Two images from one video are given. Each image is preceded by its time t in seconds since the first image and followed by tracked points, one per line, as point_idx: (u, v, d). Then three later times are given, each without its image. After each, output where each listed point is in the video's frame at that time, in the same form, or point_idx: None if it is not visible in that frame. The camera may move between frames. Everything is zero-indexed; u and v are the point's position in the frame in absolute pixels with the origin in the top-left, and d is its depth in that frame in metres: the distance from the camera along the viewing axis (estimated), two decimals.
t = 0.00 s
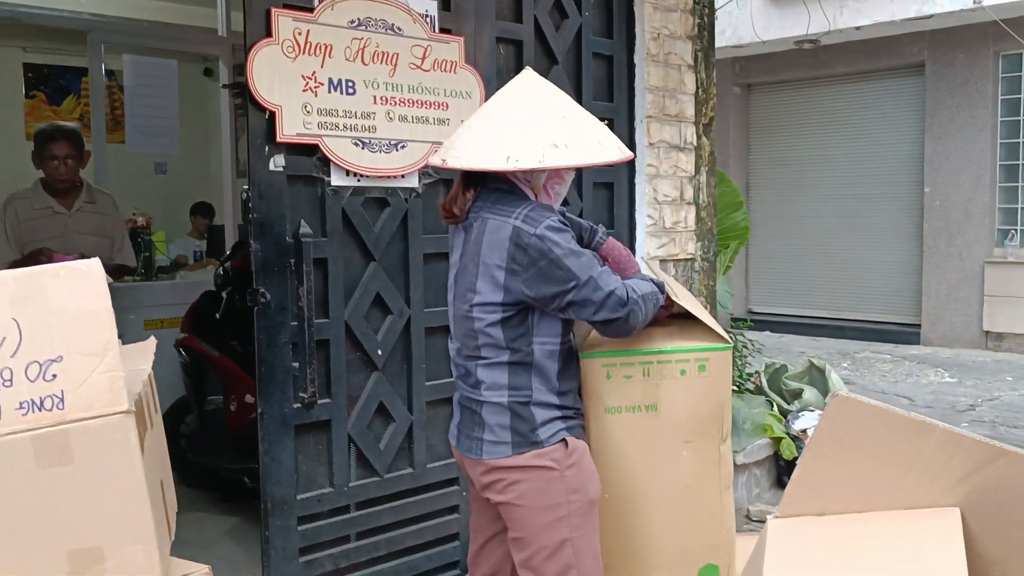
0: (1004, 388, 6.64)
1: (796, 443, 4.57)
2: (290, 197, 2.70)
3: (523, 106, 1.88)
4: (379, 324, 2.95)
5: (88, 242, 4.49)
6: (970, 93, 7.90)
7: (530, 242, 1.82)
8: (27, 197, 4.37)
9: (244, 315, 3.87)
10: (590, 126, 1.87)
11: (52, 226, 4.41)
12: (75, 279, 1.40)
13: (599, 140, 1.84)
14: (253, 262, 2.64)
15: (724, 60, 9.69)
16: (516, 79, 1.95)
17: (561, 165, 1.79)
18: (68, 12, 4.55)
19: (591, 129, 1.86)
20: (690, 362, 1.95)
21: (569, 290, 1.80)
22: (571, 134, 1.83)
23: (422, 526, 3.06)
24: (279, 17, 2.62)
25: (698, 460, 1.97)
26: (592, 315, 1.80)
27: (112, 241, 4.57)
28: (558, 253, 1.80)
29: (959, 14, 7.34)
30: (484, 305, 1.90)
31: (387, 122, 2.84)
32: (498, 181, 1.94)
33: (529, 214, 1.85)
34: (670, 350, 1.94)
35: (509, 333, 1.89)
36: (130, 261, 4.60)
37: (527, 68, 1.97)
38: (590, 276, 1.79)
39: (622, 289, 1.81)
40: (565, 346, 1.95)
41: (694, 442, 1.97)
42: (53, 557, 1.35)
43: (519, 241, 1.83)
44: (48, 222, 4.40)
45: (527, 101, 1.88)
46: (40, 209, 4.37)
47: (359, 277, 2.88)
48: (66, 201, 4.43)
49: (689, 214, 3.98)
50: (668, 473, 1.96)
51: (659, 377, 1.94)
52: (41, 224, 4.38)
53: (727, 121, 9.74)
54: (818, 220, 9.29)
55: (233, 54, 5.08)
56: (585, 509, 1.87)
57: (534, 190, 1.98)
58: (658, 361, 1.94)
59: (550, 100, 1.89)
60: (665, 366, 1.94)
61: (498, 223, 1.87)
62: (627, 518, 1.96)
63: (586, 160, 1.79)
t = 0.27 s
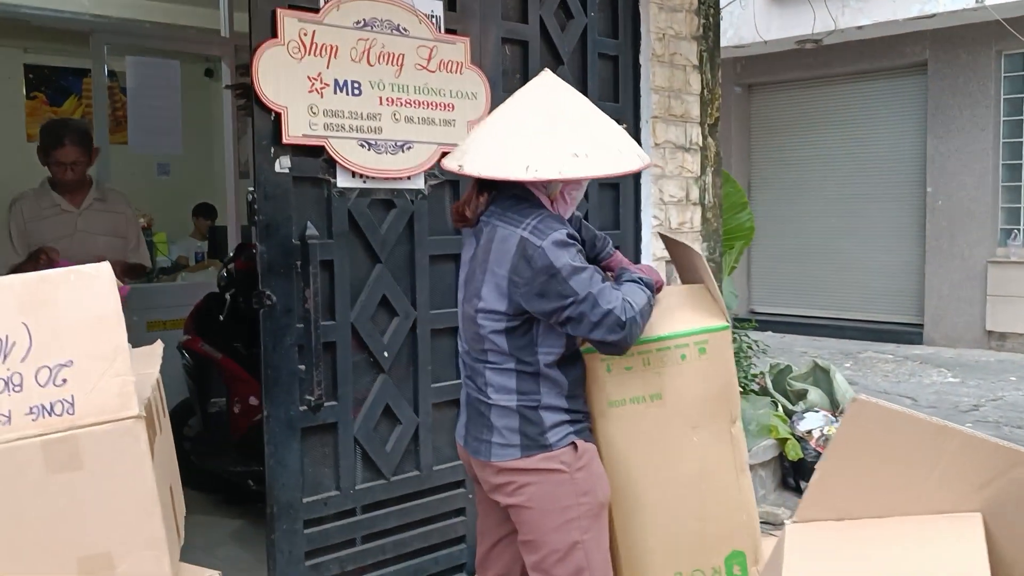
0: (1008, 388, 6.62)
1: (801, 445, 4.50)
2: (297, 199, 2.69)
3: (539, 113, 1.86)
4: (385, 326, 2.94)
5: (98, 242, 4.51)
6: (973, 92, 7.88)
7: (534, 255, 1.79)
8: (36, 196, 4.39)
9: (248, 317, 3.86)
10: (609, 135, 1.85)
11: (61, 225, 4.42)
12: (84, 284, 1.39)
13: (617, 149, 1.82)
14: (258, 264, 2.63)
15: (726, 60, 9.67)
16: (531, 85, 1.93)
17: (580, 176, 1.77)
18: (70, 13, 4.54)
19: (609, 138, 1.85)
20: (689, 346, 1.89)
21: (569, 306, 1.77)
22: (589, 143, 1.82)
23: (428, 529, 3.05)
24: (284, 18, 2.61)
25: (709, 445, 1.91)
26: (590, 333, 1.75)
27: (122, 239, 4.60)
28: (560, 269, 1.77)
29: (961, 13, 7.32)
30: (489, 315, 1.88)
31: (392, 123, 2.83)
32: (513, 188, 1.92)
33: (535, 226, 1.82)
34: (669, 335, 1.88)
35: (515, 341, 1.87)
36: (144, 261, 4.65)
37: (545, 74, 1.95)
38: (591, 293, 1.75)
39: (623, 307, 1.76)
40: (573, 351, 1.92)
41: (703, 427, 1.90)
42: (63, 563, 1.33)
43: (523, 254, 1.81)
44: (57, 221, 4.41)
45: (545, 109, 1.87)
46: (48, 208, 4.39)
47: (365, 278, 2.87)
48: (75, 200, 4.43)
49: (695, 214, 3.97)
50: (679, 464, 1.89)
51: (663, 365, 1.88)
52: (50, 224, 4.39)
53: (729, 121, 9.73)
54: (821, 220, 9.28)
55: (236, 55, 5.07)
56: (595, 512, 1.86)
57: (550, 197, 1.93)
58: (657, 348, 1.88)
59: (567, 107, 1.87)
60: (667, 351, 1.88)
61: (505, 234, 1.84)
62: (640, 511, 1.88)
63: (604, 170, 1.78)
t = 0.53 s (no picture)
0: (1007, 396, 6.61)
1: (803, 452, 4.50)
2: (300, 206, 2.68)
3: (552, 122, 1.85)
4: (387, 334, 2.93)
5: (89, 247, 4.19)
6: (972, 100, 7.89)
7: (538, 259, 1.79)
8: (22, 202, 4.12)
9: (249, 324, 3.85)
10: (623, 147, 1.84)
11: (49, 231, 4.13)
12: (89, 294, 1.37)
13: (630, 161, 1.82)
14: (261, 272, 2.61)
15: (726, 66, 9.69)
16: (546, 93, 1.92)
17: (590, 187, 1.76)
18: (71, 18, 4.53)
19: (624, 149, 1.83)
20: (713, 370, 1.78)
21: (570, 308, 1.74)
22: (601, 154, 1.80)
23: (430, 538, 3.03)
24: (288, 24, 2.60)
25: (721, 477, 1.80)
26: (586, 335, 1.71)
27: (116, 244, 4.25)
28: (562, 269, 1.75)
29: (960, 20, 7.33)
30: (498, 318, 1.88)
31: (396, 130, 2.82)
32: (523, 195, 1.91)
33: (545, 230, 1.82)
34: (693, 355, 1.79)
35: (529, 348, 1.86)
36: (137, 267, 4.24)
37: (563, 81, 1.95)
38: (590, 295, 1.71)
39: (625, 309, 1.70)
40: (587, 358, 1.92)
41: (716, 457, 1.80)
42: None
43: (530, 257, 1.81)
44: (45, 226, 4.12)
45: (560, 117, 1.86)
46: (32, 210, 4.11)
47: (367, 286, 2.86)
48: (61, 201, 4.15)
49: (697, 222, 3.97)
50: (686, 489, 1.81)
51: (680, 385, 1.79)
52: (38, 229, 4.11)
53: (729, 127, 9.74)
54: (820, 226, 9.28)
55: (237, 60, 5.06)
56: (605, 522, 1.83)
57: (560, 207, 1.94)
58: (678, 367, 1.80)
59: (581, 117, 1.86)
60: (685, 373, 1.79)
61: (517, 237, 1.85)
62: (636, 529, 1.85)
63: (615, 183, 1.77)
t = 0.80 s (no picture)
0: (1005, 403, 6.59)
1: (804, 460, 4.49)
2: (301, 210, 2.66)
3: (551, 122, 1.85)
4: (389, 340, 2.91)
5: (82, 249, 4.16)
6: (969, 107, 7.90)
7: (515, 257, 1.78)
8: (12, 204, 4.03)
9: (249, 329, 3.83)
10: (625, 149, 1.83)
11: (42, 235, 4.06)
12: (92, 298, 1.35)
13: (628, 162, 1.80)
14: (262, 276, 2.59)
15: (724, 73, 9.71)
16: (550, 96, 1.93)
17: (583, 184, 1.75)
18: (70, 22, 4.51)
19: (623, 152, 1.82)
20: (740, 418, 1.69)
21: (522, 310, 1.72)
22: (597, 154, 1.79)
23: (431, 546, 3.00)
24: (290, 28, 2.58)
25: (740, 521, 1.72)
26: (525, 338, 1.70)
27: (107, 246, 4.24)
28: (527, 270, 1.73)
29: (957, 28, 7.34)
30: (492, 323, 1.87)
31: (398, 134, 2.80)
32: (521, 195, 1.89)
33: (528, 227, 1.80)
34: (719, 401, 1.70)
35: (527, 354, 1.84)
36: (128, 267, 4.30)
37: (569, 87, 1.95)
38: (539, 300, 1.69)
39: (569, 322, 1.66)
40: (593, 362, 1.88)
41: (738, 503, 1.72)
42: None
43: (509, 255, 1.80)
44: (38, 229, 4.06)
45: (558, 117, 1.85)
46: (21, 213, 4.03)
47: (369, 291, 2.84)
48: (52, 203, 4.08)
49: (699, 228, 3.95)
50: (706, 537, 1.73)
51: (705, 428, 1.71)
52: (31, 232, 4.04)
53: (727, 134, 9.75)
54: (819, 233, 9.27)
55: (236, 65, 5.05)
56: (616, 530, 1.78)
57: (558, 208, 1.90)
58: (703, 414, 1.71)
59: (580, 119, 1.85)
60: (710, 417, 1.71)
61: (503, 235, 1.84)
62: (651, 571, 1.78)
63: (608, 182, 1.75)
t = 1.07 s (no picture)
0: (1004, 407, 6.57)
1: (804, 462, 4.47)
2: (302, 212, 2.65)
3: (538, 122, 1.87)
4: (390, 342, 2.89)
5: (95, 253, 3.39)
6: (967, 110, 7.90)
7: (494, 261, 1.79)
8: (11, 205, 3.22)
9: (248, 332, 3.80)
10: (614, 144, 1.83)
11: (49, 240, 3.28)
12: (93, 299, 1.33)
13: (615, 156, 1.79)
14: (262, 279, 2.57)
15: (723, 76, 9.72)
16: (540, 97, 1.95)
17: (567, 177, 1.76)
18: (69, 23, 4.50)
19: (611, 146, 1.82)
20: (727, 379, 1.66)
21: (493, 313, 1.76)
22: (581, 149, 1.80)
23: (431, 549, 2.98)
24: (292, 28, 2.57)
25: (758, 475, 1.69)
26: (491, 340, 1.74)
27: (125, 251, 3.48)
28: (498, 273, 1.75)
29: (955, 31, 7.35)
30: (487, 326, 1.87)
31: (399, 136, 2.79)
32: (515, 199, 1.86)
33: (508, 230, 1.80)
34: (703, 365, 1.68)
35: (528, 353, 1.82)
36: (144, 273, 3.48)
37: (549, 90, 1.98)
38: (501, 307, 1.71)
39: (527, 328, 1.68)
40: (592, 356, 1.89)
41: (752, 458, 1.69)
42: None
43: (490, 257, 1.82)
44: (48, 236, 3.28)
45: (539, 119, 1.87)
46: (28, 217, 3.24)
47: (370, 293, 2.82)
48: (65, 206, 3.30)
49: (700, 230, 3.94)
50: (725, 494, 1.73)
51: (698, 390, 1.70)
52: (33, 240, 3.25)
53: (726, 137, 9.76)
54: (817, 236, 9.27)
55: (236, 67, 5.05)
56: (633, 526, 1.83)
57: (550, 207, 1.89)
58: (691, 378, 1.70)
59: (560, 118, 1.87)
60: (701, 380, 1.69)
61: (490, 237, 1.85)
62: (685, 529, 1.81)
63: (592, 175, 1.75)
